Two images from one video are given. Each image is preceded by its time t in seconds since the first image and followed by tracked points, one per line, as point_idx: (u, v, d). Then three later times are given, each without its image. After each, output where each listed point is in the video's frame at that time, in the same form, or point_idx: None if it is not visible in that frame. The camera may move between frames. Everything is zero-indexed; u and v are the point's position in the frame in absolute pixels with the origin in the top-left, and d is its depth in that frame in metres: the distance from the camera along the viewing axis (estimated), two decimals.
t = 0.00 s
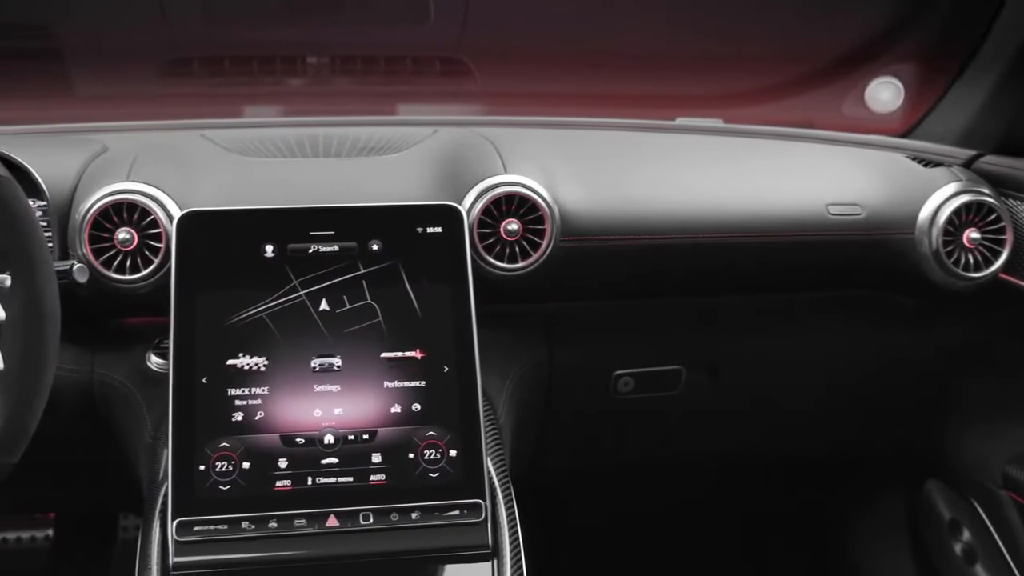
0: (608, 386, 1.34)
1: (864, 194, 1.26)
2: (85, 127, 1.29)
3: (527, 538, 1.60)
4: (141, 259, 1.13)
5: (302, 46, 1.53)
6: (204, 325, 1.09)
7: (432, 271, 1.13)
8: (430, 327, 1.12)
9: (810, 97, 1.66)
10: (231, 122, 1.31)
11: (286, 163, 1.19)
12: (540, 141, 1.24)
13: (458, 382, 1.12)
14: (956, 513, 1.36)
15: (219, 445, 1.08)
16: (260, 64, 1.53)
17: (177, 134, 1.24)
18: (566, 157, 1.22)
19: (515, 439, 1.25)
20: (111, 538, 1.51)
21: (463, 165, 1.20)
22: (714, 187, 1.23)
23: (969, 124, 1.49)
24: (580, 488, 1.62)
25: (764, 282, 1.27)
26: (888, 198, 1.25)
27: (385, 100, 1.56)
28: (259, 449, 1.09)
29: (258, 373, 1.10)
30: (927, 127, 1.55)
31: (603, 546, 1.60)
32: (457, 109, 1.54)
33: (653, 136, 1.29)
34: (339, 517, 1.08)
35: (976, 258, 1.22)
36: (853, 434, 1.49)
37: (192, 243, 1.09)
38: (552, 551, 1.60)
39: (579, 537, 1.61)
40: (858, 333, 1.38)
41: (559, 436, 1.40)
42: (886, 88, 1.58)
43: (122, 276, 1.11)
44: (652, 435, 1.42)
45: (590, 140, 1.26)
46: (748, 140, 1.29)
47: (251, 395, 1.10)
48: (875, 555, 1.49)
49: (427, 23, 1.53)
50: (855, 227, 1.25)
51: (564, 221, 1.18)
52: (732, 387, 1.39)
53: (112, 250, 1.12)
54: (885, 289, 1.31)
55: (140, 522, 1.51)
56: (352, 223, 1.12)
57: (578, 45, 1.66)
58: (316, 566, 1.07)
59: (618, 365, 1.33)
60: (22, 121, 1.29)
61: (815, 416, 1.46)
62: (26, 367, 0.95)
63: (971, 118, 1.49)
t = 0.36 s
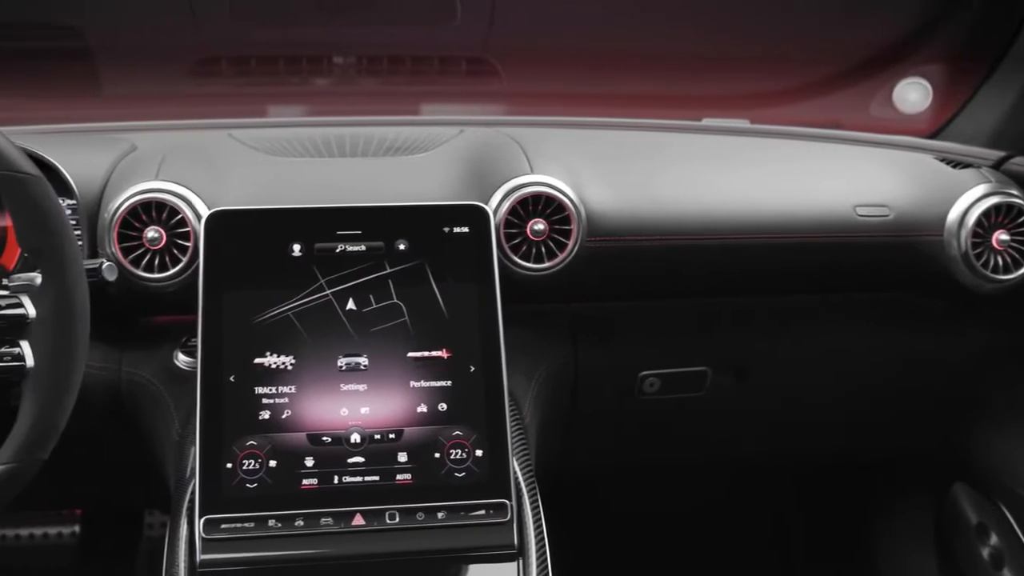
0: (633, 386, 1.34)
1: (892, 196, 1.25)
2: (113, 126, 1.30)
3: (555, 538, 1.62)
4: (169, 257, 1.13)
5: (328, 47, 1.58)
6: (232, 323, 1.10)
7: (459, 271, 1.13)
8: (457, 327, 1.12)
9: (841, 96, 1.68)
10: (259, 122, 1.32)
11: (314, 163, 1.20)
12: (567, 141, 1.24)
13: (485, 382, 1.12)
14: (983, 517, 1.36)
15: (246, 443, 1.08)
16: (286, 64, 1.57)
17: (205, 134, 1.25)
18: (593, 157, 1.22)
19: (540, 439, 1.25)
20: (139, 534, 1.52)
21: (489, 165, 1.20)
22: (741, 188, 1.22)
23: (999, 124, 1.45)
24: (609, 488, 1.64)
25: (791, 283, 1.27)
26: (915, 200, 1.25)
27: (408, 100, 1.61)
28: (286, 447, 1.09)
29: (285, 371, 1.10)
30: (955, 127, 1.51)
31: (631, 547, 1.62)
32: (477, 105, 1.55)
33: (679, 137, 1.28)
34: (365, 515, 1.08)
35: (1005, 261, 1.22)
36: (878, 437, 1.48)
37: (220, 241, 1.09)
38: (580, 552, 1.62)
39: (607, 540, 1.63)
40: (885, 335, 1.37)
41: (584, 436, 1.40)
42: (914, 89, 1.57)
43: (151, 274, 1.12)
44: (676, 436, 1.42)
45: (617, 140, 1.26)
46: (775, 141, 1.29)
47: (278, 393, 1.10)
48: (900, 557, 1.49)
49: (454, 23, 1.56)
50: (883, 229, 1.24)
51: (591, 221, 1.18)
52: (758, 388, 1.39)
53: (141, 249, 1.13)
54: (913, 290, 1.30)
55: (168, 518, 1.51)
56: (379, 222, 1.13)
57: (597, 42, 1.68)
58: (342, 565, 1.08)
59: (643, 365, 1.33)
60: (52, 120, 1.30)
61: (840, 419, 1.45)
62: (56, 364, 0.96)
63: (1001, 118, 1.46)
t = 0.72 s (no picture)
0: (658, 387, 1.34)
1: (919, 197, 1.24)
2: (140, 125, 1.31)
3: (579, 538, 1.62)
4: (197, 256, 1.14)
5: (356, 46, 1.60)
6: (259, 322, 1.10)
7: (485, 271, 1.13)
8: (483, 327, 1.12)
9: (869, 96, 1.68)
10: (285, 121, 1.33)
11: (340, 163, 1.20)
12: (594, 141, 1.24)
13: (510, 381, 1.12)
14: (1011, 521, 1.34)
15: (272, 442, 1.09)
16: (313, 64, 1.58)
17: (233, 134, 1.25)
18: (619, 158, 1.22)
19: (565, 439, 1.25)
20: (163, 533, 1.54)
21: (515, 165, 1.20)
22: (769, 189, 1.22)
23: None
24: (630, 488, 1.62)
25: (818, 284, 1.26)
26: (943, 201, 1.24)
27: (432, 100, 1.59)
28: (312, 445, 1.10)
29: (312, 370, 1.11)
30: (984, 127, 1.50)
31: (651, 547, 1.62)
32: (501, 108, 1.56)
33: (706, 137, 1.28)
34: (391, 515, 1.08)
35: None
36: (904, 439, 1.47)
37: (248, 241, 1.10)
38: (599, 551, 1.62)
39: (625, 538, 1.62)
40: (911, 337, 1.36)
41: (607, 437, 1.40)
42: (944, 90, 1.59)
43: (178, 273, 1.13)
44: (699, 437, 1.42)
45: (644, 141, 1.26)
46: (803, 142, 1.28)
47: (304, 392, 1.11)
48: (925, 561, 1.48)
49: (480, 23, 1.57)
50: (911, 230, 1.23)
51: (617, 221, 1.18)
52: (783, 389, 1.38)
53: (169, 247, 1.13)
54: (941, 292, 1.29)
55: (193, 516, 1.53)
56: (405, 222, 1.13)
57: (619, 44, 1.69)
58: (367, 564, 1.08)
59: (668, 367, 1.33)
60: (81, 120, 1.31)
61: (865, 421, 1.44)
62: (84, 364, 0.97)
63: None
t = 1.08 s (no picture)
0: (683, 389, 1.34)
1: (948, 198, 1.24)
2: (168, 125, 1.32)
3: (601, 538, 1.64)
4: (224, 255, 1.14)
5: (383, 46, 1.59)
6: (286, 321, 1.11)
7: (510, 271, 1.13)
8: (509, 327, 1.12)
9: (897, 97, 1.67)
10: (311, 121, 1.33)
11: (367, 162, 1.20)
12: (620, 142, 1.24)
13: (536, 382, 1.12)
14: None
15: (299, 440, 1.09)
16: (338, 63, 1.60)
17: (259, 133, 1.26)
18: (646, 158, 1.22)
19: (589, 440, 1.25)
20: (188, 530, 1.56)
21: (541, 165, 1.20)
22: (796, 190, 1.22)
23: None
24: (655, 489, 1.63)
25: (844, 286, 1.26)
26: (971, 202, 1.23)
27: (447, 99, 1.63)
28: (339, 444, 1.10)
29: (338, 369, 1.11)
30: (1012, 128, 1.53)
31: (674, 545, 1.65)
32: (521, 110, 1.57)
33: (733, 138, 1.27)
34: (416, 514, 1.08)
35: None
36: (930, 442, 1.46)
37: (275, 240, 1.10)
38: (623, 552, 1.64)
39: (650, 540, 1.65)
40: (938, 339, 1.35)
41: (631, 438, 1.39)
42: (972, 90, 1.62)
43: (206, 272, 1.13)
44: (723, 438, 1.41)
45: (670, 141, 1.25)
46: (830, 143, 1.28)
47: (331, 391, 1.11)
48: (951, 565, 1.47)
49: (506, 24, 1.57)
50: (939, 232, 1.23)
51: (643, 221, 1.18)
52: (808, 391, 1.38)
53: (197, 246, 1.14)
54: (970, 294, 1.28)
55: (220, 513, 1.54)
56: (432, 222, 1.13)
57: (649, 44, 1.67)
58: (393, 563, 1.08)
59: (692, 368, 1.32)
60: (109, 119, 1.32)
61: (891, 423, 1.43)
62: (111, 363, 0.97)
63: None
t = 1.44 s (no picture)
0: (709, 390, 1.33)
1: (976, 200, 1.23)
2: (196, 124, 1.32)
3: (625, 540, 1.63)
4: (251, 254, 1.15)
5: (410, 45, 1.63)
6: (313, 320, 1.11)
7: (536, 271, 1.13)
8: (535, 327, 1.12)
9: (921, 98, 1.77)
10: (337, 121, 1.33)
11: (393, 162, 1.21)
12: (646, 142, 1.24)
13: (562, 382, 1.12)
14: None
15: (325, 439, 1.09)
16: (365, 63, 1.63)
17: (286, 132, 1.26)
18: (672, 158, 1.22)
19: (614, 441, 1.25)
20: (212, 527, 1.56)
21: (568, 165, 1.20)
22: (824, 190, 1.21)
23: None
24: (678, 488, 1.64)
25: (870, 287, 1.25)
26: (1000, 203, 1.23)
27: (471, 99, 1.61)
28: (365, 443, 1.10)
29: (364, 368, 1.11)
30: None
31: (697, 545, 1.65)
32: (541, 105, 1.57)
33: (761, 138, 1.27)
34: (442, 513, 1.08)
35: None
36: (956, 445, 1.46)
37: (302, 239, 1.11)
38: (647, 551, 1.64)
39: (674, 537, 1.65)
40: (965, 341, 1.34)
41: (655, 439, 1.39)
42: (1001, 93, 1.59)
43: (233, 271, 1.14)
44: (747, 440, 1.40)
45: (697, 141, 1.25)
46: (858, 143, 1.27)
47: (357, 390, 1.11)
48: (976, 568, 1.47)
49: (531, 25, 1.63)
50: (967, 234, 1.23)
51: (670, 222, 1.18)
52: (833, 393, 1.37)
53: (224, 245, 1.14)
54: (998, 295, 1.28)
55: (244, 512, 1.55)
56: (459, 222, 1.13)
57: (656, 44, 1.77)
58: (418, 562, 1.08)
59: (718, 369, 1.32)
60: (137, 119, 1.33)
61: (917, 425, 1.43)
62: (140, 360, 0.97)
63: None
